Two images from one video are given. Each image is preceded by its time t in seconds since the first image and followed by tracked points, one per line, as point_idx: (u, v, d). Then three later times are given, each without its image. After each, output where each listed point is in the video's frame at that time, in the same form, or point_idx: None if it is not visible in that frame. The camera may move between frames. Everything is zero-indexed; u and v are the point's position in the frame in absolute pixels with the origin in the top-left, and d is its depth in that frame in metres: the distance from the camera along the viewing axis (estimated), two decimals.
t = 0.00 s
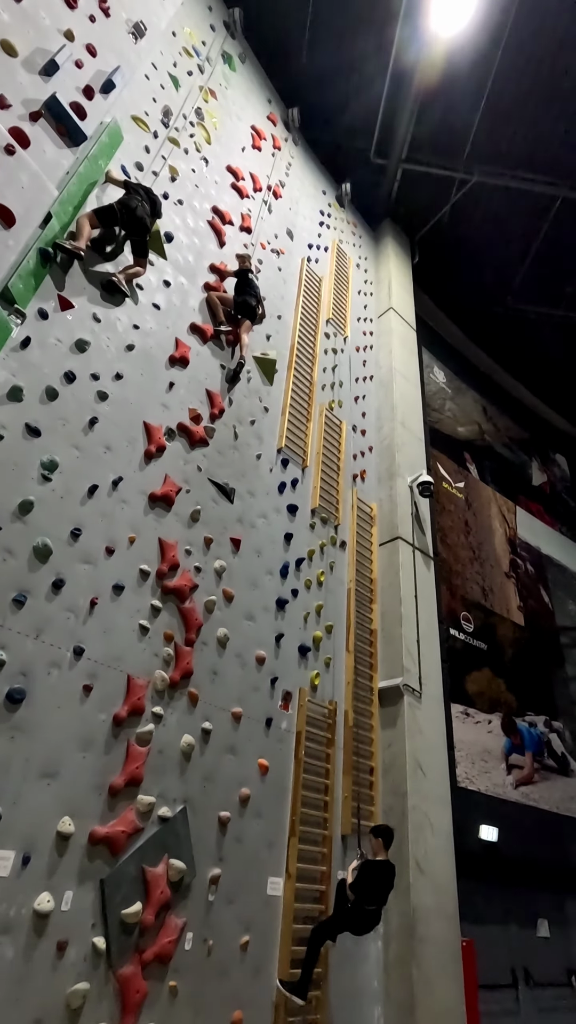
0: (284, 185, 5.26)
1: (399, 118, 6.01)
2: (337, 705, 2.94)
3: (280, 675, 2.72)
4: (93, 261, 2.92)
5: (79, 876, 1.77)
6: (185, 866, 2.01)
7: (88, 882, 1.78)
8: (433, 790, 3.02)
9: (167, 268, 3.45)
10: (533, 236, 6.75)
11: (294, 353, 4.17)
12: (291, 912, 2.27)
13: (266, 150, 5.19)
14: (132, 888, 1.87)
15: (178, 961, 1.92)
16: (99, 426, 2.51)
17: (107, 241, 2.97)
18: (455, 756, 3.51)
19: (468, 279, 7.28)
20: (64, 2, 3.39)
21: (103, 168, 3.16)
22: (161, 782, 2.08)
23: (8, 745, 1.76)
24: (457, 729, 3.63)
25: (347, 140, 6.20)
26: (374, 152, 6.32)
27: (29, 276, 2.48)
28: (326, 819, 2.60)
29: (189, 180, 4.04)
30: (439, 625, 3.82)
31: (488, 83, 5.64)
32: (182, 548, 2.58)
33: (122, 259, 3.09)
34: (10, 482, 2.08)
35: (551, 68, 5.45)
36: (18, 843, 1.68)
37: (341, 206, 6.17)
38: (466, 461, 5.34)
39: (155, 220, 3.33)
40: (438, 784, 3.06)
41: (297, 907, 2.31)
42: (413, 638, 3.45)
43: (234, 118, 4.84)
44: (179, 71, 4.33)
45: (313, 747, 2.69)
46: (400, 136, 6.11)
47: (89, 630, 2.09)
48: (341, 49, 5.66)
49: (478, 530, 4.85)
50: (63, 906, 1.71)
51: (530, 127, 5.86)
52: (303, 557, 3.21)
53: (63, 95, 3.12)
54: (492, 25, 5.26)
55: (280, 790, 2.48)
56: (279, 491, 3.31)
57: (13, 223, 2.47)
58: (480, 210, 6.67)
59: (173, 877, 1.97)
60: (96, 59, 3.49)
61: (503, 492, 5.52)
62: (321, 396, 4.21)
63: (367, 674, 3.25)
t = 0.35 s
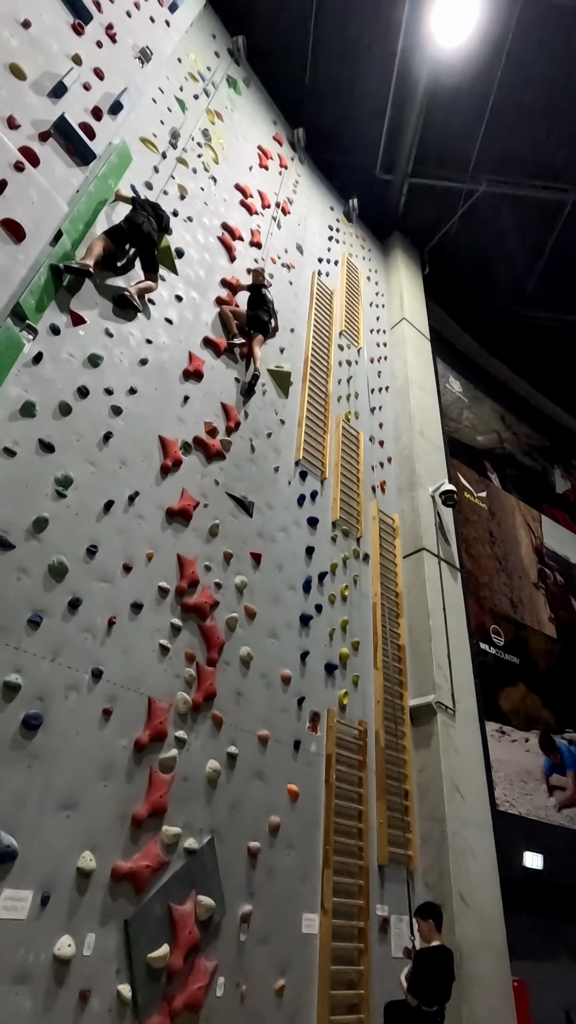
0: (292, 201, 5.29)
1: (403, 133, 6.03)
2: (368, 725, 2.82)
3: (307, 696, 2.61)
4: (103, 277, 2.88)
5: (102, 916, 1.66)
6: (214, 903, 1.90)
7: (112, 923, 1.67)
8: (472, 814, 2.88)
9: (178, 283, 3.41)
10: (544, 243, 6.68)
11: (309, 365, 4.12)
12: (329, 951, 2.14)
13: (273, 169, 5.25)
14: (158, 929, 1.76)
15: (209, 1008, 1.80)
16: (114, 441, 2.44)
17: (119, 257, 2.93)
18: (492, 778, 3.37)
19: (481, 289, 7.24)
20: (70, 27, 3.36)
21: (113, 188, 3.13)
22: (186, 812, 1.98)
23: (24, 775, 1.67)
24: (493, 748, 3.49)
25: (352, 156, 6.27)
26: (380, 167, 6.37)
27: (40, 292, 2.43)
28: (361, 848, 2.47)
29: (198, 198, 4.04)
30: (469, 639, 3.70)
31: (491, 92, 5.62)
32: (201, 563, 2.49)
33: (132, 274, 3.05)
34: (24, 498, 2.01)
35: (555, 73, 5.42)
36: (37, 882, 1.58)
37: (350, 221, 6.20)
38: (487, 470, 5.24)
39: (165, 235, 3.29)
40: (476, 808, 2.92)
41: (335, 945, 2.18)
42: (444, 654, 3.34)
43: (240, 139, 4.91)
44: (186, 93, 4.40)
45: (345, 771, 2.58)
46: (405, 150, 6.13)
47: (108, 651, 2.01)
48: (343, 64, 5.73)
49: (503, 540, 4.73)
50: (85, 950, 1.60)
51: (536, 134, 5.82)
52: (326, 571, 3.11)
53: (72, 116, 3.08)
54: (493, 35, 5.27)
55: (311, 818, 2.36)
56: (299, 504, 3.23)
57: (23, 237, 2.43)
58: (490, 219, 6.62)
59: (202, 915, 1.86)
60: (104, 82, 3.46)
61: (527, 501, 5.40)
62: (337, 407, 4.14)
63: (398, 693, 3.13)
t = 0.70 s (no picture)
0: (309, 225, 5.33)
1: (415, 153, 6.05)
2: (418, 754, 2.68)
3: (352, 725, 2.48)
4: (123, 304, 2.84)
5: (145, 975, 1.54)
6: (265, 957, 1.76)
7: (156, 982, 1.55)
8: (539, 851, 2.70)
9: (200, 307, 3.37)
10: (567, 249, 6.56)
11: (334, 382, 4.05)
12: (392, 1008, 1.97)
13: (288, 195, 5.32)
14: (206, 987, 1.63)
15: None
16: (141, 465, 2.38)
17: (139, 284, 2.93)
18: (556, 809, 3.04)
19: (504, 300, 7.14)
20: (87, 71, 3.40)
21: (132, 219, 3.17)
22: (230, 855, 1.86)
23: (58, 819, 1.57)
24: (554, 777, 3.19)
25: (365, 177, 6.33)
26: (394, 186, 6.40)
27: (64, 320, 2.42)
28: (421, 890, 2.31)
29: (216, 225, 4.05)
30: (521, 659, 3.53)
31: (502, 104, 5.58)
32: (235, 587, 2.40)
33: (152, 301, 3.01)
34: (51, 526, 1.95)
35: (568, 81, 5.35)
36: (74, 938, 1.47)
37: (366, 240, 6.22)
38: (524, 480, 5.10)
39: (184, 261, 3.27)
40: (544, 844, 2.74)
41: (399, 1002, 2.01)
42: (495, 675, 3.19)
43: (255, 168, 4.98)
44: (200, 128, 4.48)
45: (397, 805, 2.43)
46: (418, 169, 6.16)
47: (142, 683, 1.91)
48: (353, 88, 5.78)
49: (547, 552, 4.56)
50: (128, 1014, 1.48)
51: (551, 143, 5.74)
52: (364, 591, 3.00)
53: (91, 150, 3.07)
54: (500, 52, 5.27)
55: (362, 858, 2.21)
56: (332, 522, 3.14)
57: (45, 266, 2.37)
58: (509, 229, 6.54)
59: (253, 971, 1.73)
60: (120, 120, 3.47)
61: (568, 512, 5.21)
62: (365, 423, 4.07)
63: (449, 720, 2.98)
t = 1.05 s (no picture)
0: (331, 248, 5.35)
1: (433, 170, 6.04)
2: (482, 784, 2.52)
3: (410, 754, 2.33)
4: (151, 333, 2.81)
5: None
6: (329, 1014, 1.62)
7: None
8: None
9: (228, 333, 3.34)
10: None
11: (367, 399, 3.98)
12: None
13: (309, 222, 5.38)
14: None
15: None
16: (175, 490, 2.32)
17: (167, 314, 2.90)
18: None
19: (537, 309, 7.02)
20: (109, 118, 3.45)
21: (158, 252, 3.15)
22: (286, 898, 1.73)
23: (103, 862, 1.48)
24: None
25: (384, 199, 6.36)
26: (414, 205, 6.40)
27: (94, 352, 2.40)
28: (498, 938, 2.16)
29: (239, 254, 4.06)
30: None
31: (520, 114, 5.51)
32: (276, 611, 2.31)
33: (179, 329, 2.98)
34: (87, 554, 1.89)
35: None
36: (123, 995, 1.36)
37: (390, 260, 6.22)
38: (571, 488, 4.92)
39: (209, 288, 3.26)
40: None
41: None
42: (559, 695, 3.02)
43: (275, 199, 5.08)
44: (220, 163, 4.58)
45: (463, 841, 2.28)
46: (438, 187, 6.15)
47: (186, 714, 1.82)
48: (367, 113, 5.82)
49: None
50: None
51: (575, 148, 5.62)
52: (413, 610, 2.87)
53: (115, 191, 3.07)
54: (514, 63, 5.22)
55: (429, 900, 2.05)
56: (373, 540, 3.04)
57: (73, 298, 2.37)
58: (536, 237, 6.42)
59: None
60: (142, 162, 3.49)
61: None
62: (401, 439, 3.98)
63: (514, 746, 2.82)
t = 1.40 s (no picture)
0: (359, 268, 5.36)
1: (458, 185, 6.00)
2: (555, 816, 2.36)
3: (474, 785, 2.19)
4: (184, 361, 2.79)
5: None
6: None
7: None
8: None
9: (260, 359, 3.31)
10: None
11: (405, 414, 3.91)
12: None
13: (335, 245, 5.42)
14: None
15: None
16: (214, 514, 2.27)
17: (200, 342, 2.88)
18: None
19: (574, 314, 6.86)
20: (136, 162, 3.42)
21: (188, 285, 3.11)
22: (349, 944, 1.62)
23: (153, 906, 1.40)
24: None
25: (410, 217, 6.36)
26: (440, 221, 6.38)
27: (130, 383, 2.38)
28: None
29: (268, 281, 4.07)
30: None
31: (543, 120, 5.39)
32: (322, 634, 2.22)
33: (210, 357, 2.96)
34: (127, 582, 1.85)
35: None
36: None
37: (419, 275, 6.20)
38: None
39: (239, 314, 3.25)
40: None
41: None
42: None
43: (300, 225, 5.14)
44: (245, 196, 4.71)
45: (539, 882, 2.12)
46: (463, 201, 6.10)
47: (233, 746, 1.74)
48: (388, 135, 5.86)
49: None
50: None
51: None
52: (466, 630, 2.74)
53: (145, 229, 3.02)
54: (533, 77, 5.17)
55: (506, 946, 1.90)
56: (419, 557, 2.93)
57: (106, 331, 2.31)
58: (568, 241, 6.28)
59: None
60: (170, 200, 3.43)
61: None
62: (442, 453, 3.89)
63: None
